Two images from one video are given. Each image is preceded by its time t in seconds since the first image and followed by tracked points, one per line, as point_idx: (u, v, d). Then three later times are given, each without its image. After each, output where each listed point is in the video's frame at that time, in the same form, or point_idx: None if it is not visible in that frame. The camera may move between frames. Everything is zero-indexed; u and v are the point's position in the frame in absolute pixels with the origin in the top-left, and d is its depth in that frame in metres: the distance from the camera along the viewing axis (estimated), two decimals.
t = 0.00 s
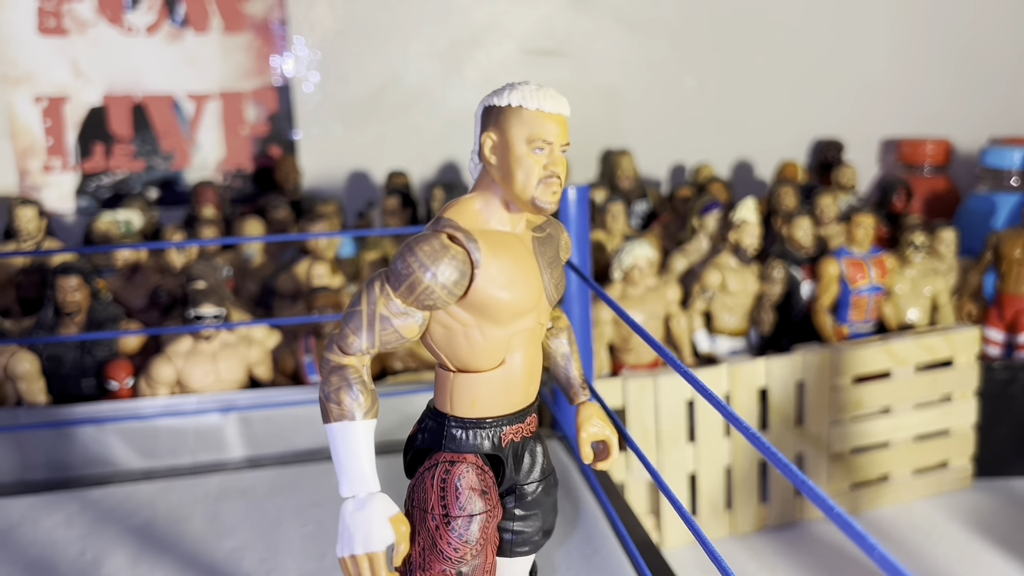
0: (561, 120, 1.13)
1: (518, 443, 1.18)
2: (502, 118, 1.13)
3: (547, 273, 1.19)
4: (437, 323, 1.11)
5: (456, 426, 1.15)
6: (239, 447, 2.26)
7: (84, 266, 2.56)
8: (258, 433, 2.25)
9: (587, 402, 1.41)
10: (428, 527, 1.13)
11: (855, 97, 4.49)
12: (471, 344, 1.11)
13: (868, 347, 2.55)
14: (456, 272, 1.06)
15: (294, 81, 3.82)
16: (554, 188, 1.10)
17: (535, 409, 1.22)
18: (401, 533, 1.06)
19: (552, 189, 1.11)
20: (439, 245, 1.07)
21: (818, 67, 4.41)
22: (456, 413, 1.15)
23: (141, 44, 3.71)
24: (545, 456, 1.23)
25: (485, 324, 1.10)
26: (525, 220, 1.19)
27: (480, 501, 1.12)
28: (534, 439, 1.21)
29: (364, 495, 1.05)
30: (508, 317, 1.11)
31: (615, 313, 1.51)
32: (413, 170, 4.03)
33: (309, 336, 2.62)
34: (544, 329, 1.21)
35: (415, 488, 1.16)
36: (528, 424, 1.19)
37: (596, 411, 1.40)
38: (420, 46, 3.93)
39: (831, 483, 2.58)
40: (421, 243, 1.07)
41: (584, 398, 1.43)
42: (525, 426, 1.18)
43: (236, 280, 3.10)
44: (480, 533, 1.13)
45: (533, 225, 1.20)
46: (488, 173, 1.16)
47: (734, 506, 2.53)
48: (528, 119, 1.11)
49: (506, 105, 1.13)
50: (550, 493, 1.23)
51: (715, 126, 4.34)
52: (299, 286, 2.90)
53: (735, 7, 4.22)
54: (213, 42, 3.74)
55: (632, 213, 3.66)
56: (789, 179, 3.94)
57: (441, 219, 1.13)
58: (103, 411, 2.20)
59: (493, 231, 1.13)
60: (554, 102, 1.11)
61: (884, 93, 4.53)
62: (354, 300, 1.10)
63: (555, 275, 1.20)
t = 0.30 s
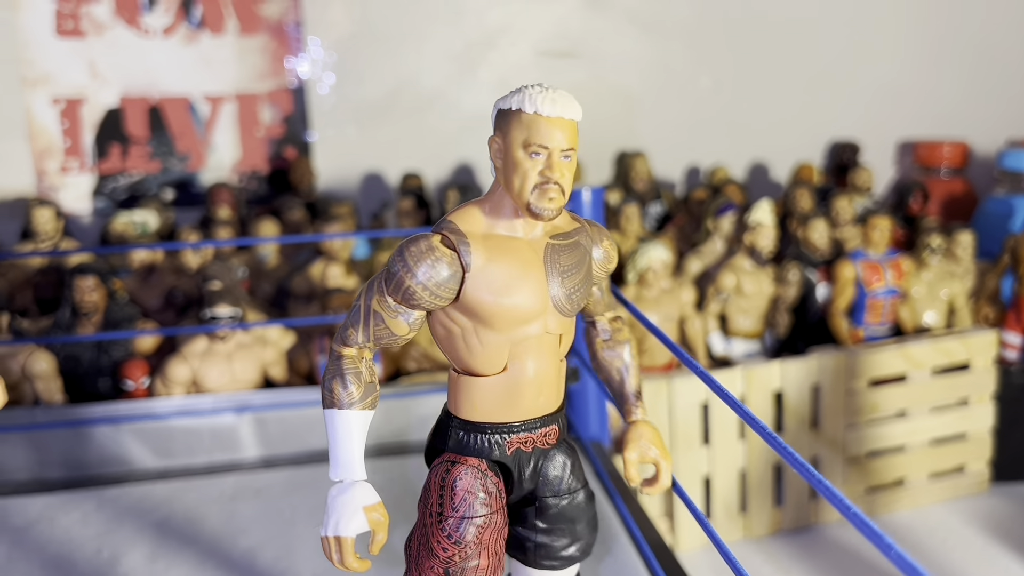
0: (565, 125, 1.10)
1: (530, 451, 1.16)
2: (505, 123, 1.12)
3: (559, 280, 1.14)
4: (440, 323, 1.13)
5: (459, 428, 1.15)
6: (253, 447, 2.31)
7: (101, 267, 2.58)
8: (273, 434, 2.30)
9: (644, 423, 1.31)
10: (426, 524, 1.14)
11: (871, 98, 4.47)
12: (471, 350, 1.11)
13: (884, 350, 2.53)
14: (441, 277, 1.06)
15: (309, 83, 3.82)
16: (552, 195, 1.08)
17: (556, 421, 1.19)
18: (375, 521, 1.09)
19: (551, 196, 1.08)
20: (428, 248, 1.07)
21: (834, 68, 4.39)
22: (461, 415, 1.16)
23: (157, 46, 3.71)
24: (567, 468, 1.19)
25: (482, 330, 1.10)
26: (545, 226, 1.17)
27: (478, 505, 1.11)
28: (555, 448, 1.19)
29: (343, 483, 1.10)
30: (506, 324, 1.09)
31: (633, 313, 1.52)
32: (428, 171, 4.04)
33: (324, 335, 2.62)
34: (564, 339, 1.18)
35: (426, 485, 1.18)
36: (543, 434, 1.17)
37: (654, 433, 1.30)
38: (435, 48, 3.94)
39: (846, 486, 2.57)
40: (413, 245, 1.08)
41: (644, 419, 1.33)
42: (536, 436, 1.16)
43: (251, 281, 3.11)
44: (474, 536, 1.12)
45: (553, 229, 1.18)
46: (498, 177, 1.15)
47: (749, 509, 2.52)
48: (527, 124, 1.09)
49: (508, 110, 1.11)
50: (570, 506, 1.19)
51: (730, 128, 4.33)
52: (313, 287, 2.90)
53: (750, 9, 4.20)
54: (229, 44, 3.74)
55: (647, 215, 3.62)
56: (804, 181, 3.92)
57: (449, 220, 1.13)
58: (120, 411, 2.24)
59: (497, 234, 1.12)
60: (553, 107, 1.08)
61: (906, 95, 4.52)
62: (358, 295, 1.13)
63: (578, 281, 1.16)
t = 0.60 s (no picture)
0: (557, 133, 1.05)
1: (538, 469, 1.11)
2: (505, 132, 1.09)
3: (558, 295, 1.06)
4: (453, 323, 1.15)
5: (468, 432, 1.16)
6: (274, 447, 2.34)
7: (125, 267, 2.60)
8: (294, 434, 2.33)
9: (696, 468, 1.12)
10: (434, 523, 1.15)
11: (894, 101, 4.44)
12: (469, 355, 1.11)
13: (907, 354, 2.50)
14: (431, 280, 1.09)
15: (331, 86, 3.82)
16: (531, 208, 1.03)
17: (572, 444, 1.12)
18: (371, 505, 1.14)
19: (533, 209, 1.04)
20: (426, 251, 1.10)
21: (857, 70, 4.36)
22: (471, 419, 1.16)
23: (182, 48, 3.71)
24: (587, 492, 1.12)
25: (475, 337, 1.09)
26: (563, 238, 1.11)
27: (474, 510, 1.11)
28: (569, 470, 1.12)
29: (351, 462, 1.16)
30: (495, 334, 1.07)
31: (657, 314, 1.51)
32: (448, 174, 4.04)
33: (345, 336, 2.64)
34: (577, 361, 1.10)
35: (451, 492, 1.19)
36: (552, 455, 1.11)
37: (709, 484, 1.11)
38: (457, 50, 3.94)
39: (868, 491, 2.55)
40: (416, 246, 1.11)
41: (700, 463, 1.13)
42: (540, 457, 1.11)
43: (272, 282, 3.12)
44: (470, 544, 1.11)
45: (574, 241, 1.12)
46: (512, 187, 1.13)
47: (769, 514, 2.50)
48: (516, 134, 1.06)
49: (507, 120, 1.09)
50: (587, 534, 1.11)
51: (752, 130, 4.31)
52: (334, 288, 2.90)
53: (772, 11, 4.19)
54: (252, 47, 3.73)
55: (667, 217, 3.60)
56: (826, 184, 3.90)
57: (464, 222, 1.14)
58: (141, 411, 2.28)
59: (499, 244, 1.09)
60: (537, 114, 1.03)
61: (922, 95, 4.46)
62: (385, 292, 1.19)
63: (584, 299, 1.07)
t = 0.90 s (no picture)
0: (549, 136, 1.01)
1: (547, 474, 1.08)
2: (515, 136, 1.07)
3: (552, 299, 1.02)
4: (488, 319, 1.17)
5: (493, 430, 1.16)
6: (302, 445, 2.36)
7: (156, 266, 2.64)
8: (321, 433, 2.35)
9: (711, 500, 0.99)
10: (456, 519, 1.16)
11: (925, 103, 4.40)
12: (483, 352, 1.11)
13: (937, 359, 2.47)
14: (451, 276, 1.12)
15: (359, 88, 3.83)
16: (517, 211, 1.00)
17: (583, 454, 1.08)
18: (396, 484, 1.16)
19: (522, 213, 1.01)
20: (447, 248, 1.13)
21: (888, 73, 4.33)
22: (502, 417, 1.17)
23: (212, 49, 3.71)
24: (597, 504, 1.07)
25: (483, 335, 1.09)
26: (576, 244, 1.06)
27: (483, 503, 1.11)
28: (580, 480, 1.08)
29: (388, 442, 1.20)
30: (492, 331, 1.06)
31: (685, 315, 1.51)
32: (475, 175, 4.05)
33: (373, 336, 2.65)
34: (582, 370, 1.05)
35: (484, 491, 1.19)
36: (560, 463, 1.08)
37: (720, 520, 0.97)
38: (484, 51, 3.93)
39: (896, 497, 2.53)
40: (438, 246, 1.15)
41: (722, 494, 1.01)
42: (544, 462, 1.08)
43: (301, 282, 3.14)
44: (477, 539, 1.10)
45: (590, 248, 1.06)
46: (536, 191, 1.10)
47: (796, 518, 2.49)
48: (511, 137, 1.04)
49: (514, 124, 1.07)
50: (592, 547, 1.07)
51: (780, 132, 4.29)
52: (361, 288, 2.92)
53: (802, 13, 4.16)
54: (282, 49, 3.73)
55: (695, 219, 3.60)
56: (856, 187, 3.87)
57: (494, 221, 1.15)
58: (172, 408, 2.31)
59: (508, 247, 1.09)
60: (526, 115, 1.00)
61: (945, 96, 4.40)
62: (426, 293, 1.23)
63: (581, 305, 1.01)
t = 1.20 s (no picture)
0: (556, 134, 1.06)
1: (563, 469, 1.12)
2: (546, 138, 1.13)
3: (561, 297, 1.06)
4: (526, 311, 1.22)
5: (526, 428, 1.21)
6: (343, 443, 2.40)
7: (201, 265, 2.69)
8: (362, 430, 2.39)
9: (713, 520, 0.99)
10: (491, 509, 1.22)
11: (971, 106, 4.34)
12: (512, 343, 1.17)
13: (980, 365, 2.45)
14: (484, 269, 1.21)
15: (400, 90, 3.82)
16: (524, 207, 1.06)
17: (594, 455, 1.11)
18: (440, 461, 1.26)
19: (531, 208, 1.07)
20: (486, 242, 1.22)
21: (932, 76, 4.28)
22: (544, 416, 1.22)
23: (256, 52, 3.70)
24: (605, 505, 1.10)
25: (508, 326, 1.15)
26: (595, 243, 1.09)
27: (506, 491, 1.17)
28: (594, 481, 1.11)
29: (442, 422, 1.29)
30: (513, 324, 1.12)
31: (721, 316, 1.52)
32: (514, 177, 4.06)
33: (414, 335, 2.71)
34: (594, 371, 1.08)
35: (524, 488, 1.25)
36: (575, 462, 1.11)
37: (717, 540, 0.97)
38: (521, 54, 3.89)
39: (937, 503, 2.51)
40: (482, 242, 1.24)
41: (730, 517, 1.00)
42: (558, 459, 1.12)
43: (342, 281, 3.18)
44: (497, 525, 1.16)
45: (609, 250, 1.09)
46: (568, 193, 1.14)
47: (835, 523, 2.48)
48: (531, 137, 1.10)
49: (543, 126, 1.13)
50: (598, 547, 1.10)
51: (820, 135, 4.26)
52: (402, 288, 2.96)
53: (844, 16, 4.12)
54: (324, 52, 3.73)
55: (734, 222, 3.59)
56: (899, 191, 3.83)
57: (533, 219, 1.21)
58: (215, 404, 2.36)
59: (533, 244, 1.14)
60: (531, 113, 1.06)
61: (976, 99, 4.34)
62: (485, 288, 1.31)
63: (584, 304, 1.04)
